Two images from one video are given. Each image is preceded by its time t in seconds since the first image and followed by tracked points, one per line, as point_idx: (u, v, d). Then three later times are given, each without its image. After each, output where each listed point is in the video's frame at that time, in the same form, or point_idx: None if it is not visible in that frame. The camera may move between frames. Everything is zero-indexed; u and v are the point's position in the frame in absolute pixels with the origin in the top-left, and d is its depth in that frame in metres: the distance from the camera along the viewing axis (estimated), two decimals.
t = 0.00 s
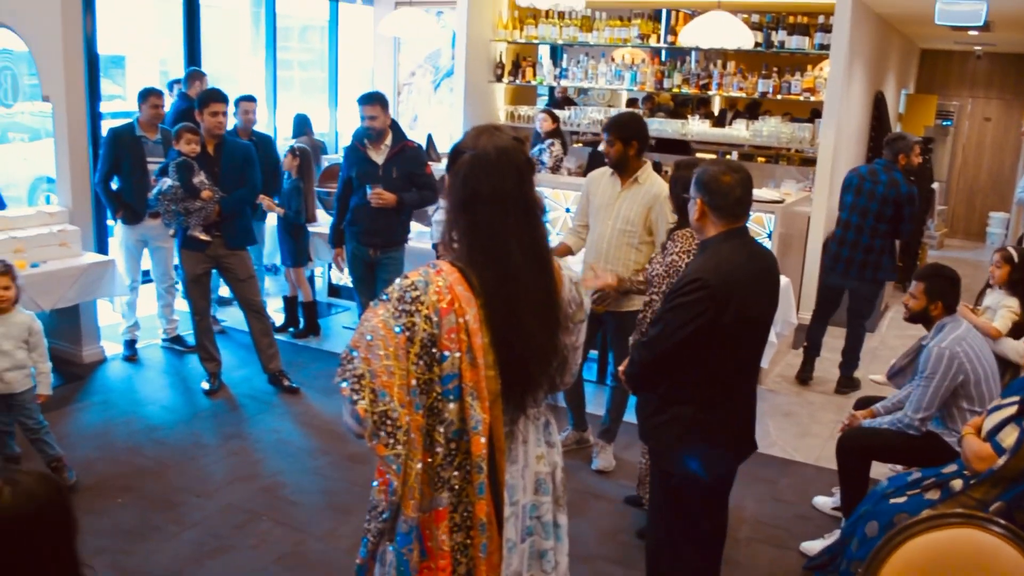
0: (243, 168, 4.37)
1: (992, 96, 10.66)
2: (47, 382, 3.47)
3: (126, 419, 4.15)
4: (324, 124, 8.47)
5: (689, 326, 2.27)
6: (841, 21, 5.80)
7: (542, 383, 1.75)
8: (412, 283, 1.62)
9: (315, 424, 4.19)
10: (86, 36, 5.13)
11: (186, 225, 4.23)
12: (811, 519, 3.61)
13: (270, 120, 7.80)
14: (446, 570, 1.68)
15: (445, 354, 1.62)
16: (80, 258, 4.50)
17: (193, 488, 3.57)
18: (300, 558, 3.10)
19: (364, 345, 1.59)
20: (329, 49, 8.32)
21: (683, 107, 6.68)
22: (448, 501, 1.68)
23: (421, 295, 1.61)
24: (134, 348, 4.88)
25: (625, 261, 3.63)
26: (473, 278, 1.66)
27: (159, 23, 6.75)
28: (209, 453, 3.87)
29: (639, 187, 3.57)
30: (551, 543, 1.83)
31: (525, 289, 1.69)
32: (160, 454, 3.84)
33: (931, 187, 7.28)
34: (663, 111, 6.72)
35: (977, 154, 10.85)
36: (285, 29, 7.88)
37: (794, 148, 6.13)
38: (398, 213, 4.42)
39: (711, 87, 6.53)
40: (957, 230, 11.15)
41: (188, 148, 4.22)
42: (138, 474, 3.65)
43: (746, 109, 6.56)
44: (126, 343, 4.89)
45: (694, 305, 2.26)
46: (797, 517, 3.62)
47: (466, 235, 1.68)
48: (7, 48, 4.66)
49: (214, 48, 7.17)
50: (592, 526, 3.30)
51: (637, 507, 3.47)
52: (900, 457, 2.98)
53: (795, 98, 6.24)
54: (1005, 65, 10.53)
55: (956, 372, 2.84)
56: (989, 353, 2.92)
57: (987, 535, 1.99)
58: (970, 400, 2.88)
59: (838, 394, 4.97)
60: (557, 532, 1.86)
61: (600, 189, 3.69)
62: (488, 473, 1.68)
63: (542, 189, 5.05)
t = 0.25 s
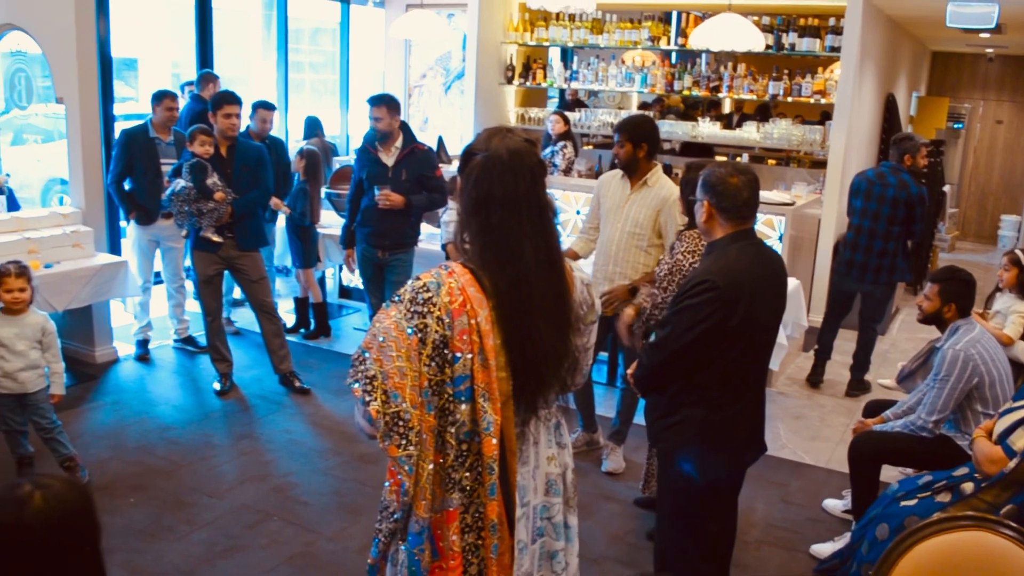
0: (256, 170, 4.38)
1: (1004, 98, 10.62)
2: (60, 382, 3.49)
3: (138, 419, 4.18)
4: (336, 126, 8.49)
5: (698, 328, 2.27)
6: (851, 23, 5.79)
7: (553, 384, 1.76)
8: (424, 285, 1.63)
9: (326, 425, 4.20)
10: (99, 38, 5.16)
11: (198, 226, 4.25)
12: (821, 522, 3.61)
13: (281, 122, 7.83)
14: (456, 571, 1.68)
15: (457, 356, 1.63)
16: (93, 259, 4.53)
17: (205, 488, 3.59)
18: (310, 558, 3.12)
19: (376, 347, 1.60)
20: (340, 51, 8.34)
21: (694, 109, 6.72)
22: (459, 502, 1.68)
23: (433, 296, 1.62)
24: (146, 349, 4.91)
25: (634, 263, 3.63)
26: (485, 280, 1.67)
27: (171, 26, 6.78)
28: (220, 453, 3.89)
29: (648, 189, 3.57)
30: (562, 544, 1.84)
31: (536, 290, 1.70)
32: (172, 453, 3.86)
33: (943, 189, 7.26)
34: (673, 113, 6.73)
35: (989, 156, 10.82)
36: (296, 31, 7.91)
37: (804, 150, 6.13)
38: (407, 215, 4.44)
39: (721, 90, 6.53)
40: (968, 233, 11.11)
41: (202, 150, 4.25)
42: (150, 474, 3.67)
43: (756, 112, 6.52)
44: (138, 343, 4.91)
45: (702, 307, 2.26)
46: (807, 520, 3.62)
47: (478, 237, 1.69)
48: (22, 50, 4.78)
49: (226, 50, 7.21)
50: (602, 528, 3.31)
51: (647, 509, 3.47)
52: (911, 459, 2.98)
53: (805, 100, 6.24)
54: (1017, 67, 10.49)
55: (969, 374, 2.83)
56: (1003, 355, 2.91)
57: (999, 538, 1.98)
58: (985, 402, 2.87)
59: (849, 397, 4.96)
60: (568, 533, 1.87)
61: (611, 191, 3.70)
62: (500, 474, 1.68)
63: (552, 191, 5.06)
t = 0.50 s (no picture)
0: (268, 170, 4.38)
1: (1018, 102, 10.57)
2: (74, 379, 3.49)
3: (149, 418, 4.18)
4: (347, 126, 8.51)
5: (710, 329, 2.26)
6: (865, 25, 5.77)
7: (566, 386, 1.75)
8: (437, 287, 1.62)
9: (336, 425, 4.20)
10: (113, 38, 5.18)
11: (210, 226, 4.25)
12: (832, 526, 3.59)
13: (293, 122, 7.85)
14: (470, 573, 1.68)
15: (471, 358, 1.62)
16: (106, 258, 4.55)
17: (216, 488, 3.59)
18: (320, 558, 3.12)
19: (390, 349, 1.59)
20: (351, 52, 8.35)
21: (706, 111, 6.65)
22: (472, 505, 1.68)
23: (447, 298, 1.61)
24: (157, 348, 4.92)
25: (645, 265, 3.62)
26: (499, 281, 1.66)
27: (184, 26, 6.80)
28: (231, 452, 3.90)
29: (660, 191, 3.56)
30: (574, 546, 1.83)
31: (551, 292, 1.69)
32: (183, 453, 3.87)
33: (956, 192, 7.22)
34: (685, 115, 6.69)
35: (1002, 160, 10.77)
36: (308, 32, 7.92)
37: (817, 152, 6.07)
38: (417, 216, 4.43)
39: (734, 91, 6.53)
40: (981, 237, 11.06)
41: (217, 150, 4.27)
42: (161, 473, 3.68)
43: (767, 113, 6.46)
44: (149, 342, 4.93)
45: (715, 309, 2.25)
46: (818, 524, 3.60)
47: (492, 238, 1.68)
48: (37, 51, 4.83)
49: (238, 51, 7.23)
50: (612, 530, 3.30)
51: (657, 511, 3.46)
52: (924, 463, 2.96)
53: (818, 102, 6.23)
54: None
55: (982, 378, 2.81)
56: (1017, 360, 2.89)
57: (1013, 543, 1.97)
58: (997, 406, 2.85)
59: (860, 401, 4.94)
60: (580, 534, 1.86)
61: (623, 193, 3.69)
62: (513, 476, 1.68)
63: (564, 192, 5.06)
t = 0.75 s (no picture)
0: (282, 170, 4.38)
1: None
2: (86, 375, 3.48)
3: (160, 417, 4.19)
4: (360, 126, 8.52)
5: (725, 332, 2.25)
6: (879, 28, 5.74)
7: (582, 388, 1.74)
8: (454, 290, 1.60)
9: (346, 425, 4.20)
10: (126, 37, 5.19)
11: (223, 225, 4.26)
12: (844, 531, 3.57)
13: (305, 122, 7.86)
14: None
15: (489, 361, 1.60)
16: (118, 256, 4.56)
17: (226, 486, 3.59)
18: (330, 558, 3.11)
19: (407, 353, 1.57)
20: (364, 52, 8.36)
21: (718, 114, 6.63)
22: (489, 508, 1.67)
23: (465, 302, 1.60)
24: (169, 347, 4.93)
25: (658, 267, 3.60)
26: (515, 283, 1.65)
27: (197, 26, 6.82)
28: (242, 451, 3.90)
29: (674, 193, 3.54)
30: (589, 548, 1.83)
31: (566, 292, 1.68)
32: (194, 451, 3.87)
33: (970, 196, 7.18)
34: (697, 117, 6.68)
35: (1016, 164, 10.71)
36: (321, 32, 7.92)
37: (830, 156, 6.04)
38: (429, 216, 4.42)
39: (747, 93, 6.50)
40: (995, 241, 11.01)
41: (231, 149, 4.26)
42: (173, 472, 3.68)
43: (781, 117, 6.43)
44: (161, 341, 4.93)
45: (730, 311, 2.24)
46: (830, 528, 3.58)
47: (507, 239, 1.67)
48: (51, 48, 4.84)
49: (251, 50, 7.24)
50: (623, 533, 3.28)
51: (668, 515, 3.44)
52: (936, 469, 2.93)
53: (832, 105, 6.22)
54: None
55: (996, 384, 2.78)
56: None
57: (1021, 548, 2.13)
58: (1009, 412, 2.81)
59: (872, 405, 4.91)
60: (596, 537, 1.86)
61: (637, 194, 3.67)
62: (530, 479, 1.67)
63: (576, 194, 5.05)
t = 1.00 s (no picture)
0: (301, 171, 4.40)
1: None
2: (101, 370, 3.53)
3: (174, 415, 4.20)
4: (374, 126, 8.53)
5: (745, 335, 2.24)
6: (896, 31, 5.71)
7: (602, 389, 1.74)
8: (475, 293, 1.61)
9: (360, 423, 4.21)
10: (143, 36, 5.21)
11: (239, 225, 4.27)
12: (859, 535, 3.55)
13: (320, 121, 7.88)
14: None
15: (510, 363, 1.60)
16: (134, 254, 4.58)
17: (241, 485, 3.60)
18: (344, 557, 3.12)
19: (430, 357, 1.57)
20: (378, 51, 8.37)
21: (732, 115, 6.66)
22: (512, 512, 1.66)
23: (486, 304, 1.60)
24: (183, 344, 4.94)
25: (674, 269, 3.60)
26: (536, 285, 1.65)
27: (213, 24, 6.84)
28: (256, 450, 3.91)
29: (691, 195, 3.54)
30: (608, 550, 1.83)
31: (586, 293, 1.68)
32: (208, 449, 3.88)
33: (986, 200, 7.14)
34: (711, 119, 6.67)
35: None
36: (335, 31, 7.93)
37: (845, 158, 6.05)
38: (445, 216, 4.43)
39: (763, 95, 6.46)
40: (1010, 246, 10.94)
41: (247, 149, 4.27)
42: (188, 470, 3.69)
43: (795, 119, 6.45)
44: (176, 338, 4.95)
45: (750, 314, 2.23)
46: (844, 533, 3.56)
47: (526, 242, 1.67)
48: (69, 47, 4.86)
49: (267, 49, 7.25)
50: (637, 535, 3.28)
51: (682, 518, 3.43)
52: (952, 474, 2.93)
53: (847, 108, 6.20)
54: None
55: (1014, 389, 2.78)
56: None
57: None
58: None
59: (887, 410, 4.89)
60: (614, 539, 1.85)
61: (653, 196, 3.66)
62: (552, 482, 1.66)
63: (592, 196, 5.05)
